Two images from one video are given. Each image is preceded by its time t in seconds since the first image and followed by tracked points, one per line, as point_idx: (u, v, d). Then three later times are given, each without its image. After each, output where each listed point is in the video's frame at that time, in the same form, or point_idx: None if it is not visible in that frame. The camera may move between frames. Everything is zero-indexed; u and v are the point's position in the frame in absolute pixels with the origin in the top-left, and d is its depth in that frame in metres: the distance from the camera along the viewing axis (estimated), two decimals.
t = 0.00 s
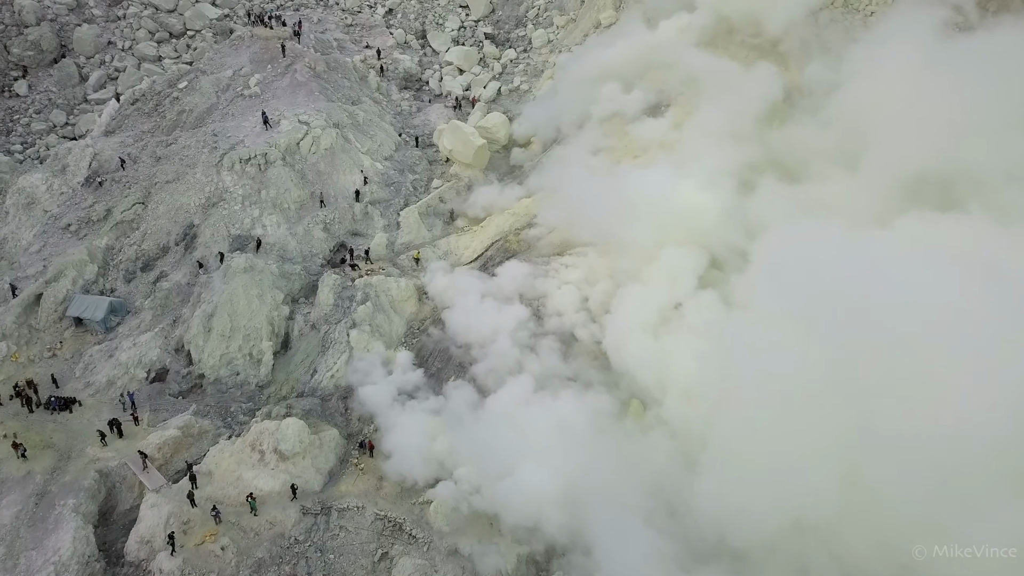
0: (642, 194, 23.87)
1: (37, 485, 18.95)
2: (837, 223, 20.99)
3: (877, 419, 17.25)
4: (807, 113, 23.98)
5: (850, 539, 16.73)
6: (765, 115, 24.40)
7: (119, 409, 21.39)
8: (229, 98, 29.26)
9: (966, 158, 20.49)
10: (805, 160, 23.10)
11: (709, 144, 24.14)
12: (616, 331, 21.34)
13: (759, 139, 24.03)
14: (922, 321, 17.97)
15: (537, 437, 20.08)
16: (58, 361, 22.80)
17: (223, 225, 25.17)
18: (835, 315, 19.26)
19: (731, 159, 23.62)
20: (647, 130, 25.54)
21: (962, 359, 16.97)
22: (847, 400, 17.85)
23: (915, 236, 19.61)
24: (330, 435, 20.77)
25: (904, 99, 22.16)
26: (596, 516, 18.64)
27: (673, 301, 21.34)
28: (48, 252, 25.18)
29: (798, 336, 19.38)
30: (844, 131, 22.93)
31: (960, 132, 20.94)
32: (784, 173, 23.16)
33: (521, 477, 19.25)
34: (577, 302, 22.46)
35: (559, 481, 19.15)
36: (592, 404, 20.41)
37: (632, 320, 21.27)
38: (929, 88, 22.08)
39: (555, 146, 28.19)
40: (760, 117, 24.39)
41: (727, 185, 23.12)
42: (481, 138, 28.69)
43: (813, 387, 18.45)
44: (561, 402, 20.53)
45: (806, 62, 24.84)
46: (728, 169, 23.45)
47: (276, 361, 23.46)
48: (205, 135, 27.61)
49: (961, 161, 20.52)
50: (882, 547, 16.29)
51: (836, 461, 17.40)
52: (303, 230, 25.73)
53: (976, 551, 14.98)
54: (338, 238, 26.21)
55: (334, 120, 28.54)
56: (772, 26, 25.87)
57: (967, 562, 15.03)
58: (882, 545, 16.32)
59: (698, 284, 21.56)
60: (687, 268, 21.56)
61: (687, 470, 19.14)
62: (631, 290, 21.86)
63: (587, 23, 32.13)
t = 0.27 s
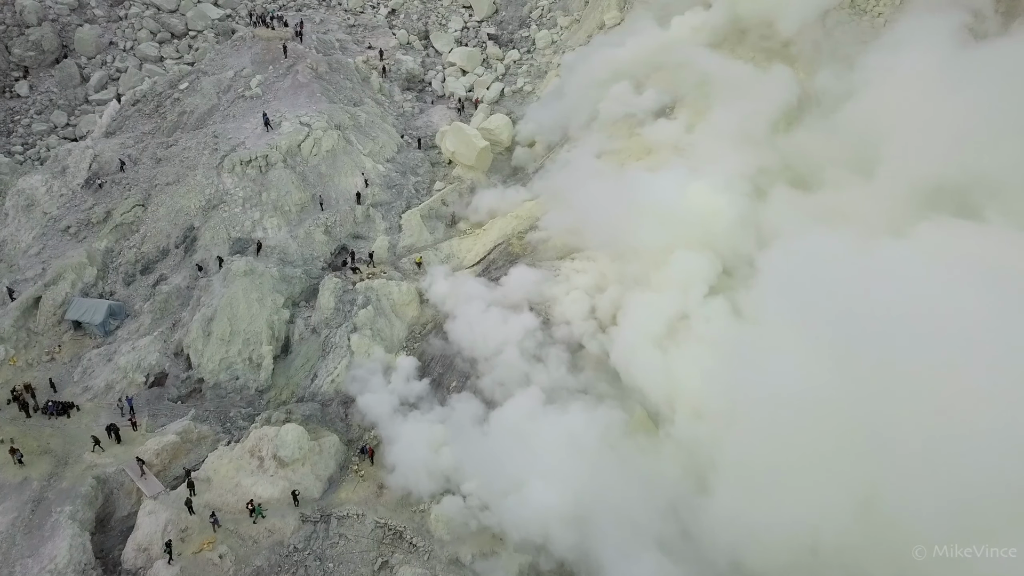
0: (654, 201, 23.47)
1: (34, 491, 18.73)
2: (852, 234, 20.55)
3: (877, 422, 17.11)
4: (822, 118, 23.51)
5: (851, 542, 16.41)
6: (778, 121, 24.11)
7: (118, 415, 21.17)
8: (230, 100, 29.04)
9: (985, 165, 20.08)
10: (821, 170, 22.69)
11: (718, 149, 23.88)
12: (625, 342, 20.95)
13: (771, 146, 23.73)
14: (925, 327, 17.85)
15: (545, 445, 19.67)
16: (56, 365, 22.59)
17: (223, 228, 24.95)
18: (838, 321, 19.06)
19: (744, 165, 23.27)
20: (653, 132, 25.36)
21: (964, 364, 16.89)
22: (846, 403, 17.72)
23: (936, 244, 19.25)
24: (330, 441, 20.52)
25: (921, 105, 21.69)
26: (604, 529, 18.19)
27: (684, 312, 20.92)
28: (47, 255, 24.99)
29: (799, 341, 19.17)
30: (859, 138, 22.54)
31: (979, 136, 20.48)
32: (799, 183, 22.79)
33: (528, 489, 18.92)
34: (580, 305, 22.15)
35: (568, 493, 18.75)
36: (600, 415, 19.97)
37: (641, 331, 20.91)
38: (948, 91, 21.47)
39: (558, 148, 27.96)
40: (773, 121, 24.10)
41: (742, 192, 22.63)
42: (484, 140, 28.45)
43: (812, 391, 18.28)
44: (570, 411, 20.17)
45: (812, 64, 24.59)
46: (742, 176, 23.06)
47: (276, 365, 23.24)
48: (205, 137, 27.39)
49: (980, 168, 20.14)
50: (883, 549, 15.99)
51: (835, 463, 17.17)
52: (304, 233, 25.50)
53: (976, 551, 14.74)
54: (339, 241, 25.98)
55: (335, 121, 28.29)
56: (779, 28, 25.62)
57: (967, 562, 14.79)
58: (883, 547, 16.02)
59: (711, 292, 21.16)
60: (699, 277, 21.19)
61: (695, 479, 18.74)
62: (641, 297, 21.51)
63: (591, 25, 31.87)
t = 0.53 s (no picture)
0: (664, 211, 22.89)
1: (30, 499, 18.51)
2: (868, 244, 19.71)
3: (879, 420, 16.68)
4: (835, 124, 22.82)
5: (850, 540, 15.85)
6: (789, 129, 23.41)
7: (116, 420, 20.94)
8: (231, 101, 28.80)
9: (1004, 174, 19.63)
10: (834, 178, 21.91)
11: (727, 152, 23.31)
12: (632, 359, 20.12)
13: (784, 150, 22.99)
14: (939, 332, 17.28)
15: (550, 458, 18.96)
16: (54, 370, 22.38)
17: (223, 231, 24.71)
18: (852, 331, 18.28)
19: (757, 171, 22.53)
20: (657, 134, 25.12)
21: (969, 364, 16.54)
22: (846, 402, 17.28)
23: (956, 251, 18.56)
24: (329, 448, 20.23)
25: (937, 117, 21.24)
26: (613, 551, 17.40)
27: (694, 326, 20.13)
28: (46, 258, 24.79)
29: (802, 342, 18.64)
30: (872, 148, 21.94)
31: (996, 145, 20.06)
32: (811, 191, 21.96)
33: (536, 509, 18.24)
34: (586, 309, 21.59)
35: (576, 508, 18.07)
36: (610, 427, 19.25)
37: (649, 345, 20.07)
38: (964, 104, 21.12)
39: (561, 150, 27.65)
40: (785, 128, 23.42)
41: (755, 200, 21.89)
42: (486, 143, 28.18)
43: (814, 390, 17.76)
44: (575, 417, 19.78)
45: (818, 68, 24.31)
46: (752, 183, 22.35)
47: (276, 370, 22.99)
48: (205, 139, 27.13)
49: (1000, 177, 19.67)
50: (884, 548, 15.45)
51: (834, 462, 16.70)
52: (305, 236, 25.24)
53: (976, 551, 14.38)
54: (340, 244, 25.73)
55: (337, 123, 28.03)
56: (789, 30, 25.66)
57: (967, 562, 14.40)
58: (883, 544, 15.50)
59: (722, 301, 20.32)
60: (710, 287, 20.45)
61: (697, 485, 18.03)
62: (649, 307, 20.70)
63: (595, 25, 31.52)
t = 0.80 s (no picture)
0: (672, 217, 22.11)
1: (24, 507, 18.26)
2: (881, 257, 19.36)
3: (880, 424, 16.59)
4: (847, 130, 22.23)
5: (851, 542, 15.61)
6: (800, 134, 22.73)
7: (112, 427, 20.68)
8: (231, 103, 28.54)
9: None
10: (847, 186, 21.36)
11: (737, 157, 22.54)
12: (640, 375, 19.56)
13: (795, 156, 22.35)
14: (948, 343, 17.15)
15: (557, 475, 18.42)
16: (50, 375, 22.13)
17: (222, 235, 24.45)
18: (863, 344, 17.96)
19: (770, 177, 21.83)
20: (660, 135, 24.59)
21: (969, 370, 16.51)
22: (846, 407, 17.17)
23: (975, 267, 18.12)
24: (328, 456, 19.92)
25: (950, 125, 20.82)
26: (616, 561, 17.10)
27: (704, 341, 19.61)
28: (44, 262, 24.57)
29: (803, 346, 18.48)
30: (886, 155, 21.36)
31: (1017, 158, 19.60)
32: (822, 199, 21.34)
33: (541, 526, 17.78)
34: (590, 315, 21.06)
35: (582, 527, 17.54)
36: (615, 437, 18.97)
37: (657, 361, 19.53)
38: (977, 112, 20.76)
39: (564, 152, 27.27)
40: (796, 133, 22.75)
41: (766, 208, 21.31)
42: (489, 146, 27.87)
43: (814, 394, 17.64)
44: (578, 427, 19.53)
45: (825, 67, 23.85)
46: (762, 190, 21.62)
47: (274, 376, 22.72)
48: (205, 141, 26.86)
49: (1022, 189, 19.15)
50: (884, 548, 15.21)
51: (835, 466, 16.56)
52: (305, 240, 24.96)
53: (977, 551, 14.27)
54: (341, 249, 25.47)
55: (337, 126, 27.74)
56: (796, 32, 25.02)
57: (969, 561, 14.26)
58: (884, 543, 15.26)
59: (732, 313, 19.80)
60: (720, 299, 20.00)
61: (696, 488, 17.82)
62: (658, 320, 20.08)
63: (598, 26, 31.12)
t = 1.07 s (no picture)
0: (681, 225, 21.34)
1: (18, 518, 17.97)
2: (899, 268, 18.66)
3: (881, 426, 16.15)
4: (862, 139, 21.59)
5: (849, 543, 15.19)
6: (814, 143, 22.06)
7: (108, 435, 20.39)
8: (230, 106, 28.26)
9: None
10: (862, 197, 20.69)
11: (744, 162, 22.06)
12: (648, 393, 18.77)
13: (808, 161, 21.79)
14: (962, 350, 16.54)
15: (564, 493, 17.80)
16: (46, 381, 21.86)
17: (220, 239, 24.17)
18: (879, 355, 17.24)
19: (784, 187, 21.21)
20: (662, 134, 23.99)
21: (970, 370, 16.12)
22: (844, 407, 16.76)
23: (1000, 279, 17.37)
24: (326, 465, 19.57)
25: (973, 133, 20.11)
26: None
27: (715, 356, 18.86)
28: (40, 266, 24.30)
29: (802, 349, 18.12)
30: (904, 164, 20.63)
31: None
32: (836, 207, 20.73)
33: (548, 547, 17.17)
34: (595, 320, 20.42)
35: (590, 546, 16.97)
36: (619, 447, 18.47)
37: (666, 377, 18.79)
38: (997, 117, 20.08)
39: (567, 154, 26.88)
40: (811, 142, 22.09)
41: (779, 218, 20.63)
42: (491, 149, 27.54)
43: (812, 395, 17.22)
44: (582, 430, 19.05)
45: (831, 67, 23.41)
46: (776, 200, 20.97)
47: (273, 383, 22.44)
48: (204, 144, 26.59)
49: None
50: (883, 548, 14.77)
51: (833, 466, 16.12)
52: (304, 244, 24.66)
53: (976, 551, 13.80)
54: (341, 253, 25.17)
55: (338, 128, 27.44)
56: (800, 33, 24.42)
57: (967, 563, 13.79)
58: (880, 543, 14.85)
59: (743, 324, 19.07)
60: (732, 310, 19.32)
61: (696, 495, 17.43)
62: (667, 333, 19.35)
63: (603, 27, 30.71)
